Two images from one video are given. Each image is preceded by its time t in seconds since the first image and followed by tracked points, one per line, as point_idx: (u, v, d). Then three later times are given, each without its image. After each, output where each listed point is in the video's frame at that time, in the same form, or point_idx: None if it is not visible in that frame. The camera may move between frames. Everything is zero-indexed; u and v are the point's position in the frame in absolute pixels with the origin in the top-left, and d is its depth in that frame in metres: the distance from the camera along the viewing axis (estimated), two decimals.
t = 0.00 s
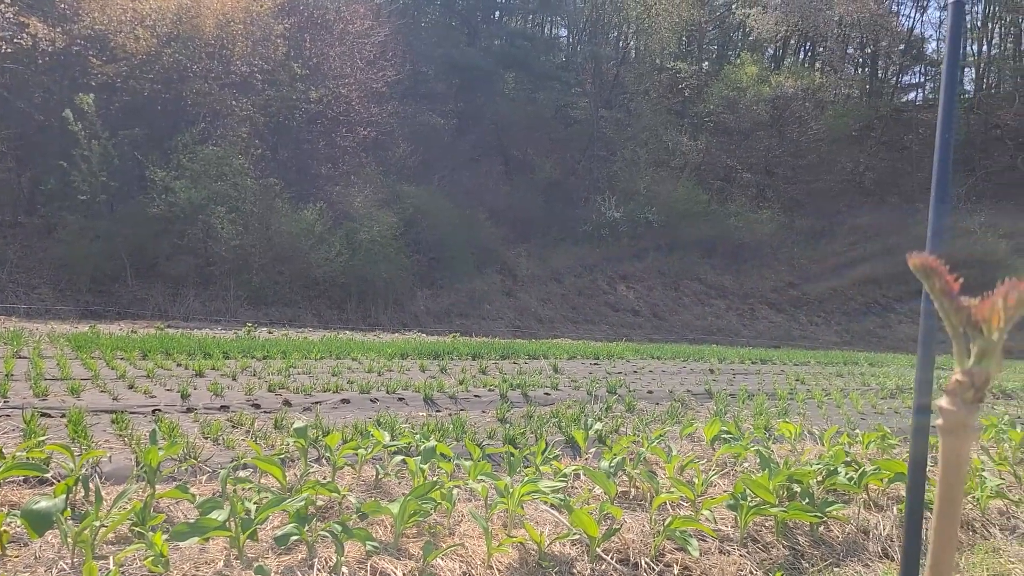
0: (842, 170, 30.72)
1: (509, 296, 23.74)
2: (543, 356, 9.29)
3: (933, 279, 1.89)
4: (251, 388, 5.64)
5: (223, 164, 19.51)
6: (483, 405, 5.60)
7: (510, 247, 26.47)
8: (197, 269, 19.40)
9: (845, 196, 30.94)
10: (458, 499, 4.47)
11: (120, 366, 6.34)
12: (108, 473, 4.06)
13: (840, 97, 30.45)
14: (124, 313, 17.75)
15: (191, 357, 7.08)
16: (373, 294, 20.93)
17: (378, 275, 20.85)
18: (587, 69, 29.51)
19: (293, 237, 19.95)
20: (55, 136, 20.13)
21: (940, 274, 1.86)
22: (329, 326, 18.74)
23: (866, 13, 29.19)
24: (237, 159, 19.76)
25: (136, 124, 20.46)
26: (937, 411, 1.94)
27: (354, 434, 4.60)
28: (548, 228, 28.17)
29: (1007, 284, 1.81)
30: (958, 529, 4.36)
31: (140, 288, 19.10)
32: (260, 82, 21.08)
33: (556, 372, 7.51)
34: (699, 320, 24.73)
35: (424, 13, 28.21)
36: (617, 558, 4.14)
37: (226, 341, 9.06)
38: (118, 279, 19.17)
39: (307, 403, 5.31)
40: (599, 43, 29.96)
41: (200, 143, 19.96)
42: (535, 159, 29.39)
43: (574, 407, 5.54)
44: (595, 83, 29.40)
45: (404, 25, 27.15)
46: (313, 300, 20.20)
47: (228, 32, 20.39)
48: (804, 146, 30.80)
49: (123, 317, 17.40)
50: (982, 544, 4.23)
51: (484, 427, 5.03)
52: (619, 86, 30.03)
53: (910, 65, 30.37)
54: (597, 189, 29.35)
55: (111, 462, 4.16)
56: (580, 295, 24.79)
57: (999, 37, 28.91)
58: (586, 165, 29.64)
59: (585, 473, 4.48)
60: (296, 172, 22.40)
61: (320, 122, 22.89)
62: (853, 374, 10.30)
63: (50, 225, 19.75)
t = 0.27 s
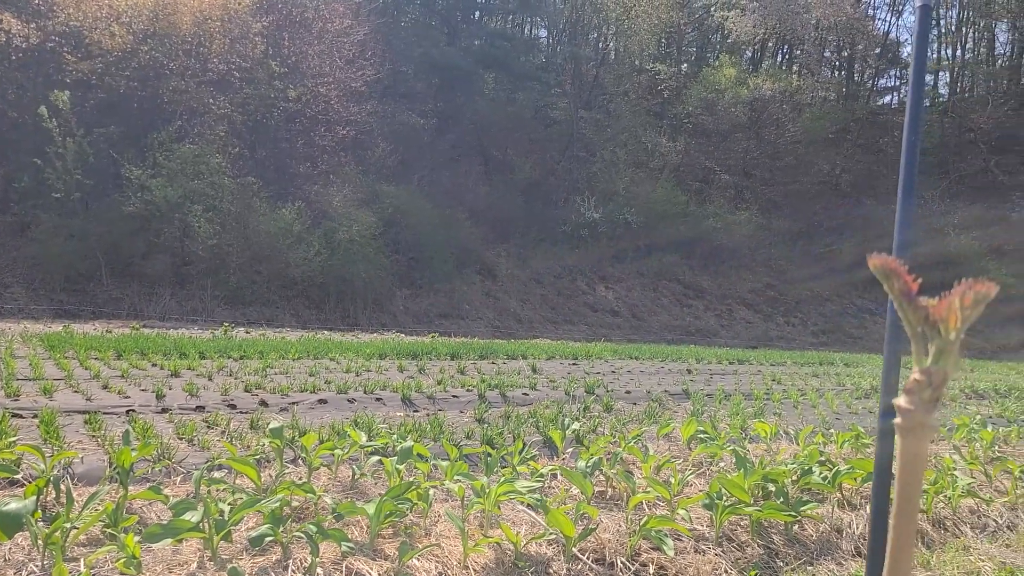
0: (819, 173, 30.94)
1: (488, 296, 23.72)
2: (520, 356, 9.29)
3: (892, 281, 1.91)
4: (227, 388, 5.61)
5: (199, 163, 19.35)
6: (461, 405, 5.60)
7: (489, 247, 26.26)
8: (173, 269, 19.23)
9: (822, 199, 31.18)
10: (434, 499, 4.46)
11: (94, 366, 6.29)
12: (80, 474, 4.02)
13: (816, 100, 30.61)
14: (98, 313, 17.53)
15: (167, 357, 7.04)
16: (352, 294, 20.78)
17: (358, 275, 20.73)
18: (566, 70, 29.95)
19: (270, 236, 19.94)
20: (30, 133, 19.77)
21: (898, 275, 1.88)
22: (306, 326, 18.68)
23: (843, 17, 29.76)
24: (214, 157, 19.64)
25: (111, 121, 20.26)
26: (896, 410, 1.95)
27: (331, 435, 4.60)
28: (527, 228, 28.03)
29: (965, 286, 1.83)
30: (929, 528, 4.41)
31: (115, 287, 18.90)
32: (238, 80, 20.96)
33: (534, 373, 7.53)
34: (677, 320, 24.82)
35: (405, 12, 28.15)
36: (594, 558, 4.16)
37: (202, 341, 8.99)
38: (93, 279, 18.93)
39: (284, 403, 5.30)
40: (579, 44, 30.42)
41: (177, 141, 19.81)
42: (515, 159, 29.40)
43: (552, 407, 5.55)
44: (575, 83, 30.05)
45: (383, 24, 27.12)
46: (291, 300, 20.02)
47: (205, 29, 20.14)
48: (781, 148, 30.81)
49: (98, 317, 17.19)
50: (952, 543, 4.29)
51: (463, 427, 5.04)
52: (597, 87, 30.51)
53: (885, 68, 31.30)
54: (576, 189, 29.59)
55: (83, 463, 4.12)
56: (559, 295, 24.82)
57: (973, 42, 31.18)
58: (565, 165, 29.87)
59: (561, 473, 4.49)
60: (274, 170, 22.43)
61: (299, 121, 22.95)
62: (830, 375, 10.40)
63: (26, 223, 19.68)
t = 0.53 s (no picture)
0: (796, 174, 32.03)
1: (469, 296, 23.78)
2: (501, 356, 9.26)
3: (855, 277, 1.94)
4: (205, 388, 5.59)
5: (178, 161, 19.26)
6: (441, 404, 5.60)
7: (470, 247, 26.26)
8: (152, 268, 19.25)
9: (801, 199, 31.96)
10: (412, 499, 4.46)
11: (70, 366, 6.24)
12: (54, 474, 3.98)
13: (795, 101, 31.76)
14: (75, 312, 17.33)
15: (144, 357, 6.99)
16: (332, 294, 20.78)
17: (338, 275, 20.71)
18: (549, 70, 29.61)
19: (251, 236, 19.82)
20: (4, 130, 19.35)
21: (861, 271, 1.92)
22: (286, 326, 18.64)
23: (822, 19, 30.66)
24: (193, 156, 19.54)
25: (88, 119, 20.11)
26: (857, 406, 1.97)
27: (310, 434, 4.60)
28: (508, 228, 27.99)
29: (927, 282, 1.87)
30: (904, 525, 4.46)
31: (91, 286, 18.79)
32: (217, 78, 20.79)
33: (516, 372, 7.52)
34: (659, 320, 24.92)
35: (386, 10, 27.80)
36: (572, 557, 4.17)
37: (180, 340, 8.93)
38: (70, 277, 18.77)
39: (263, 403, 5.28)
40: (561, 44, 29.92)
41: (156, 139, 19.83)
42: (498, 160, 29.21)
43: (533, 407, 5.56)
44: (558, 84, 29.65)
45: (365, 23, 26.84)
46: (271, 299, 20.04)
47: (184, 27, 19.83)
48: (761, 149, 31.60)
49: (74, 316, 16.99)
50: (926, 540, 4.33)
51: (442, 427, 5.05)
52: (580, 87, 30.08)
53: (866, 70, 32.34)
54: (558, 189, 29.42)
55: (57, 463, 4.08)
56: (540, 295, 24.88)
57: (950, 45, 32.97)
58: (547, 165, 29.58)
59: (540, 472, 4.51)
60: (255, 169, 22.49)
61: (278, 120, 22.94)
62: (807, 375, 10.45)
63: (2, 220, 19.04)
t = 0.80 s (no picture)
0: (777, 175, 32.16)
1: (450, 296, 24.00)
2: (482, 355, 9.27)
3: (816, 277, 1.94)
4: (182, 388, 5.56)
5: (156, 160, 19.12)
6: (421, 404, 5.60)
7: (452, 245, 26.30)
8: (130, 267, 19.12)
9: (781, 200, 32.22)
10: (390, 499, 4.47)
11: (45, 366, 6.18)
12: (27, 475, 3.94)
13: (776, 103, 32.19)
14: (50, 312, 17.15)
15: (121, 357, 6.94)
16: (312, 293, 20.95)
17: (318, 275, 20.93)
18: (530, 70, 30.46)
19: (231, 236, 19.78)
20: None
21: (822, 269, 1.92)
22: (267, 326, 18.69)
23: (801, 21, 31.11)
24: (171, 153, 19.44)
25: (66, 117, 19.56)
26: (820, 405, 1.97)
27: (287, 435, 4.59)
28: (489, 229, 27.65)
29: (886, 282, 1.89)
30: (880, 523, 4.52)
31: (67, 285, 18.57)
32: (196, 76, 20.59)
33: (497, 372, 7.53)
34: (640, 320, 25.14)
35: (368, 10, 27.97)
36: (550, 556, 4.17)
37: (157, 340, 8.84)
38: (46, 276, 18.54)
39: (241, 403, 5.27)
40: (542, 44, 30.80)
41: (134, 137, 19.53)
42: (480, 160, 29.40)
43: (513, 406, 5.56)
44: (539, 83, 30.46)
45: (346, 22, 26.79)
46: (250, 298, 20.08)
47: (163, 24, 19.33)
48: (742, 150, 31.82)
49: (50, 316, 16.81)
50: (901, 538, 4.39)
51: (422, 427, 5.05)
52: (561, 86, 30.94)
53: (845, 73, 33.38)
54: (540, 189, 29.53)
55: (30, 464, 4.04)
56: (521, 295, 25.01)
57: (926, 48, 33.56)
58: (529, 164, 29.99)
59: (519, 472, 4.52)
60: (235, 168, 22.40)
61: (258, 118, 22.81)
62: (784, 375, 10.48)
63: None
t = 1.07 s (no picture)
0: (757, 175, 32.78)
1: (432, 296, 23.94)
2: (464, 355, 9.24)
3: (780, 276, 2.01)
4: (161, 388, 5.53)
5: (134, 158, 18.83)
6: (402, 404, 5.60)
7: (435, 245, 26.24)
8: (109, 266, 18.85)
9: (762, 201, 32.65)
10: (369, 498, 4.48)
11: (20, 366, 6.12)
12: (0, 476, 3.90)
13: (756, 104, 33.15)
14: (27, 311, 17.08)
15: (98, 357, 6.88)
16: (293, 292, 20.89)
17: (299, 273, 20.83)
18: (512, 70, 29.68)
19: (211, 235, 19.62)
20: None
21: (788, 269, 1.99)
22: (246, 325, 18.61)
23: (782, 23, 31.79)
24: (150, 151, 19.11)
25: (43, 113, 19.13)
26: (782, 402, 2.06)
27: (267, 435, 4.60)
28: (472, 229, 27.61)
29: (844, 282, 2.00)
30: (857, 522, 4.59)
31: (45, 284, 18.40)
32: (176, 73, 20.22)
33: (479, 373, 7.52)
34: (622, 320, 25.20)
35: (350, 8, 27.10)
36: (529, 556, 4.19)
37: (136, 340, 8.75)
38: (23, 275, 18.34)
39: (220, 403, 5.25)
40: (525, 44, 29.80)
41: (113, 135, 19.26)
42: (463, 160, 28.97)
43: (494, 406, 5.58)
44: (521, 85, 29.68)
45: (327, 20, 26.16)
46: (231, 297, 20.06)
47: (143, 22, 19.36)
48: (723, 151, 32.51)
49: (27, 316, 16.75)
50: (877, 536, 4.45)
51: (402, 426, 5.06)
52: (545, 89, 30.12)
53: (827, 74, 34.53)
54: (523, 189, 29.33)
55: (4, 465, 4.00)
56: (503, 295, 25.04)
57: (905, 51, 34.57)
58: (511, 166, 29.52)
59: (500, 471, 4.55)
60: (214, 166, 21.95)
61: (239, 116, 22.47)
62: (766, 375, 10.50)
63: None
